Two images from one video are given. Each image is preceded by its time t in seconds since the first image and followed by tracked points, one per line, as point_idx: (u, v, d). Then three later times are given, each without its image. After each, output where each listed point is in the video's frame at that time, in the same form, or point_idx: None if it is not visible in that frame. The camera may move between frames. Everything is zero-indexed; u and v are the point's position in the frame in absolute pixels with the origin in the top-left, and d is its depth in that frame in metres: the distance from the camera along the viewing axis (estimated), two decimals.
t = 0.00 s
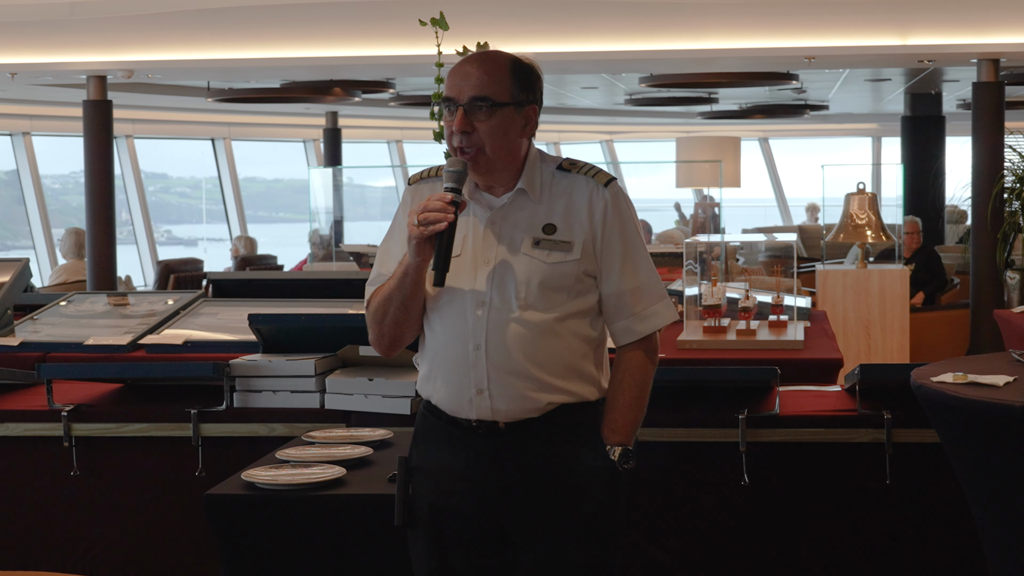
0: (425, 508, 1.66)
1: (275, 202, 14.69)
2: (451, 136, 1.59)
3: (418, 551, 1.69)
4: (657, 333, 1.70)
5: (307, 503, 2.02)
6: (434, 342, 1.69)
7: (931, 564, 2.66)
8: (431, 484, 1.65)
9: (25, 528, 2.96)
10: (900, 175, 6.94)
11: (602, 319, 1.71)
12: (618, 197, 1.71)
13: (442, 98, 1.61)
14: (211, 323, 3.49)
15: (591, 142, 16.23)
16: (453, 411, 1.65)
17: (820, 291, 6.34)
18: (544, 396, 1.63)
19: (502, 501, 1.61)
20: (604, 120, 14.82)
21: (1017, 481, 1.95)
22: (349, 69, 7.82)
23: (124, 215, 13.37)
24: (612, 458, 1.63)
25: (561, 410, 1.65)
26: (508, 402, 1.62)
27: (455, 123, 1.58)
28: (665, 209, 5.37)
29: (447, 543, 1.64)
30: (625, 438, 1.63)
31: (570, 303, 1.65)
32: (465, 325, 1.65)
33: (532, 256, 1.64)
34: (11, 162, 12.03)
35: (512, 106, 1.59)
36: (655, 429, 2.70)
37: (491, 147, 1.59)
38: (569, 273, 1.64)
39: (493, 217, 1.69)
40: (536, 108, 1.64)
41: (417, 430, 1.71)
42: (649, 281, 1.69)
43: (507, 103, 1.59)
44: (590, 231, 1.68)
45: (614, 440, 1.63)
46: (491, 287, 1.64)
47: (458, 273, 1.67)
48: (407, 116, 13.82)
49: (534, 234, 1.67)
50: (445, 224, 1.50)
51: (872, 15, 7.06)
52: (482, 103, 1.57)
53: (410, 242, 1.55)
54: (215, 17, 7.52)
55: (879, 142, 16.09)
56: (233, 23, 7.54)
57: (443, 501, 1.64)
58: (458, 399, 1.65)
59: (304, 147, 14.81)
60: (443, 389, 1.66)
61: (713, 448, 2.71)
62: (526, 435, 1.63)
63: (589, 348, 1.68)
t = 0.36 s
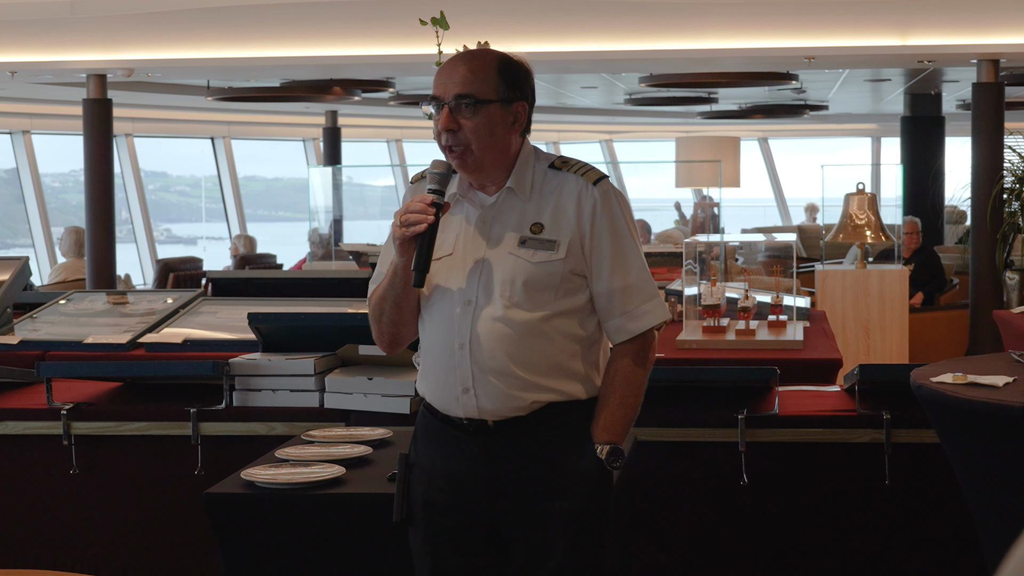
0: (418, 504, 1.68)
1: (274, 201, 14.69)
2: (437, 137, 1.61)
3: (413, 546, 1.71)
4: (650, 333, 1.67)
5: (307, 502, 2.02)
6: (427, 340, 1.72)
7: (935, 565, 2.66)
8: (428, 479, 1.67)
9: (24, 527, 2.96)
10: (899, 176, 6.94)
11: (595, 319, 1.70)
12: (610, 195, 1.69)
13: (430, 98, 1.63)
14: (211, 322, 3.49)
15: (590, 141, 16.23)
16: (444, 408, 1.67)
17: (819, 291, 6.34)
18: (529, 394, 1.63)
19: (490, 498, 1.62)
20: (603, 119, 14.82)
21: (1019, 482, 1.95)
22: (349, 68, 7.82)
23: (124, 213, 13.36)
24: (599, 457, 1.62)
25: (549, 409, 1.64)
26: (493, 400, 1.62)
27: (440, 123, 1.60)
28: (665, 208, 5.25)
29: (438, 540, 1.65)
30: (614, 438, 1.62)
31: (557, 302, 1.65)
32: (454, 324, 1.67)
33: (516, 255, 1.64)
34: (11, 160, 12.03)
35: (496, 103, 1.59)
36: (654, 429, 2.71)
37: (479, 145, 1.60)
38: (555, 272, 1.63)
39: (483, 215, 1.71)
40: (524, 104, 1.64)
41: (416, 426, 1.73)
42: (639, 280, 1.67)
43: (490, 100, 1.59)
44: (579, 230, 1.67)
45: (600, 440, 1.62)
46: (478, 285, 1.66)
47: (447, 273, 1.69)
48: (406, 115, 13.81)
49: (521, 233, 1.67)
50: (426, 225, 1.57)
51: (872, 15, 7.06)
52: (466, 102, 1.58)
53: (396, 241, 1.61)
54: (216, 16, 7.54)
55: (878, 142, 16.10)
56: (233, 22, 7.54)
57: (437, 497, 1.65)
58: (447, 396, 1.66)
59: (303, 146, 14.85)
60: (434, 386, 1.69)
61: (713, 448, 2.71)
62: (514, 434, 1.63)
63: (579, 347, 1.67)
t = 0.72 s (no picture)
0: (419, 508, 1.66)
1: (274, 199, 14.70)
2: (447, 135, 1.59)
3: (415, 549, 1.69)
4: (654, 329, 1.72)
5: (305, 500, 2.02)
6: (430, 342, 1.69)
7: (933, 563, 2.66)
8: (431, 480, 1.65)
9: (22, 524, 2.96)
10: (899, 174, 6.93)
11: (599, 316, 1.72)
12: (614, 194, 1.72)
13: (438, 97, 1.61)
14: (210, 320, 3.49)
15: (590, 140, 16.23)
16: (451, 409, 1.65)
17: (818, 291, 6.33)
18: (542, 393, 1.63)
19: (495, 500, 1.61)
20: (603, 118, 14.81)
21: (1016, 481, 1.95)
22: (349, 66, 7.81)
23: (124, 211, 13.37)
24: (610, 455, 1.64)
25: (558, 406, 1.65)
26: (505, 401, 1.62)
27: (451, 122, 1.58)
28: (664, 207, 5.45)
29: (441, 543, 1.64)
30: (622, 433, 1.64)
31: (567, 300, 1.66)
32: (462, 324, 1.65)
33: (528, 253, 1.65)
34: (10, 157, 12.03)
35: (506, 102, 1.60)
36: (654, 427, 2.70)
37: (488, 145, 1.60)
38: (566, 271, 1.64)
39: (489, 215, 1.70)
40: (529, 103, 1.65)
41: (414, 427, 1.71)
42: (646, 277, 1.70)
43: (502, 99, 1.59)
44: (587, 227, 1.69)
45: (608, 433, 1.65)
46: (489, 285, 1.65)
47: (454, 274, 1.67)
48: (406, 114, 13.80)
49: (530, 232, 1.67)
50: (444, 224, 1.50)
51: (872, 14, 7.05)
52: (478, 101, 1.58)
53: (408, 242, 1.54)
54: (216, 14, 7.55)
55: (878, 141, 16.11)
56: (233, 20, 7.54)
57: (442, 498, 1.63)
58: (455, 398, 1.64)
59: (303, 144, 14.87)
60: (440, 387, 1.66)
61: (711, 446, 2.71)
62: (521, 435, 1.62)
63: (586, 344, 1.69)
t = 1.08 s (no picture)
0: (426, 512, 1.63)
1: (275, 197, 14.71)
2: (463, 132, 1.59)
3: (420, 553, 1.66)
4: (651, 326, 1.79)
5: (305, 498, 2.02)
6: (435, 341, 1.65)
7: (935, 562, 2.65)
8: (435, 483, 1.62)
9: (21, 521, 2.96)
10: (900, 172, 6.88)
11: (597, 312, 1.76)
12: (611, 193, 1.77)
13: (451, 94, 1.61)
14: (210, 318, 3.49)
15: (590, 138, 16.22)
16: (460, 409, 1.62)
17: (818, 289, 6.34)
18: (554, 389, 1.64)
19: (509, 499, 1.60)
20: (604, 116, 14.81)
21: (1016, 479, 1.96)
22: (349, 64, 7.80)
23: (124, 209, 13.36)
24: (620, 447, 1.70)
25: (568, 403, 1.66)
26: (519, 398, 1.61)
27: (468, 119, 1.58)
28: (666, 206, 5.49)
29: (451, 546, 1.62)
30: (625, 426, 1.72)
31: (575, 297, 1.69)
32: (474, 321, 1.62)
33: (540, 250, 1.65)
34: (10, 155, 12.03)
35: (518, 101, 1.62)
36: (653, 425, 2.70)
37: (503, 142, 1.60)
38: (576, 267, 1.67)
39: (494, 212, 1.69)
40: (531, 104, 1.68)
41: (411, 428, 1.67)
42: (646, 272, 1.76)
43: (515, 98, 1.61)
44: (592, 225, 1.72)
45: (615, 428, 1.71)
46: (501, 282, 1.63)
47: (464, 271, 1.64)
48: (406, 112, 13.80)
49: (539, 228, 1.68)
50: (467, 223, 1.45)
51: (872, 13, 7.05)
52: (495, 98, 1.59)
53: (429, 240, 1.48)
54: (216, 12, 7.54)
55: (878, 140, 16.12)
56: (233, 17, 7.54)
57: (448, 500, 1.61)
58: (466, 397, 1.61)
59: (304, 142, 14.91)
60: (448, 387, 1.62)
61: (710, 445, 2.71)
62: (534, 433, 1.62)
63: (591, 340, 1.72)
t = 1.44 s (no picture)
0: (436, 517, 1.62)
1: (276, 196, 14.71)
2: (476, 126, 1.58)
3: (428, 558, 1.65)
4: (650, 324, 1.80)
5: (305, 498, 2.02)
6: (445, 341, 1.63)
7: (936, 561, 2.65)
8: (443, 482, 1.61)
9: (23, 520, 2.96)
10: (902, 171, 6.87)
11: (599, 309, 1.77)
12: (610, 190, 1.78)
13: (462, 89, 1.59)
14: (211, 317, 3.49)
15: (591, 137, 16.21)
16: (472, 409, 1.61)
17: (820, 289, 6.34)
18: (566, 387, 1.65)
19: (520, 500, 1.60)
20: (605, 115, 14.80)
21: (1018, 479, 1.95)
22: (350, 63, 7.79)
23: (125, 208, 13.35)
24: (627, 444, 1.71)
25: (577, 402, 1.66)
26: (533, 397, 1.61)
27: (483, 114, 1.58)
28: (667, 205, 5.54)
29: (462, 550, 1.61)
30: (632, 424, 1.73)
31: (583, 295, 1.69)
32: (487, 321, 1.61)
33: (551, 248, 1.66)
34: (11, 154, 12.04)
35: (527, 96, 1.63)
36: (653, 424, 2.70)
37: (516, 136, 1.60)
38: (585, 264, 1.68)
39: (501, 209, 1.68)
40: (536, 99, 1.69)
41: (416, 428, 1.66)
42: (647, 269, 1.78)
43: (525, 92, 1.62)
44: (597, 222, 1.73)
45: (620, 424, 1.72)
46: (513, 281, 1.63)
47: (475, 270, 1.63)
48: (407, 111, 13.80)
49: (547, 226, 1.68)
50: (492, 219, 1.44)
51: (873, 12, 7.05)
52: (508, 93, 1.59)
53: (451, 236, 1.46)
54: (217, 11, 7.54)
55: (880, 139, 16.11)
56: (234, 16, 7.54)
57: (456, 499, 1.60)
58: (480, 397, 1.61)
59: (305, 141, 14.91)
60: (460, 386, 1.61)
61: (710, 444, 2.70)
62: (544, 431, 1.62)
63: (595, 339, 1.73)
